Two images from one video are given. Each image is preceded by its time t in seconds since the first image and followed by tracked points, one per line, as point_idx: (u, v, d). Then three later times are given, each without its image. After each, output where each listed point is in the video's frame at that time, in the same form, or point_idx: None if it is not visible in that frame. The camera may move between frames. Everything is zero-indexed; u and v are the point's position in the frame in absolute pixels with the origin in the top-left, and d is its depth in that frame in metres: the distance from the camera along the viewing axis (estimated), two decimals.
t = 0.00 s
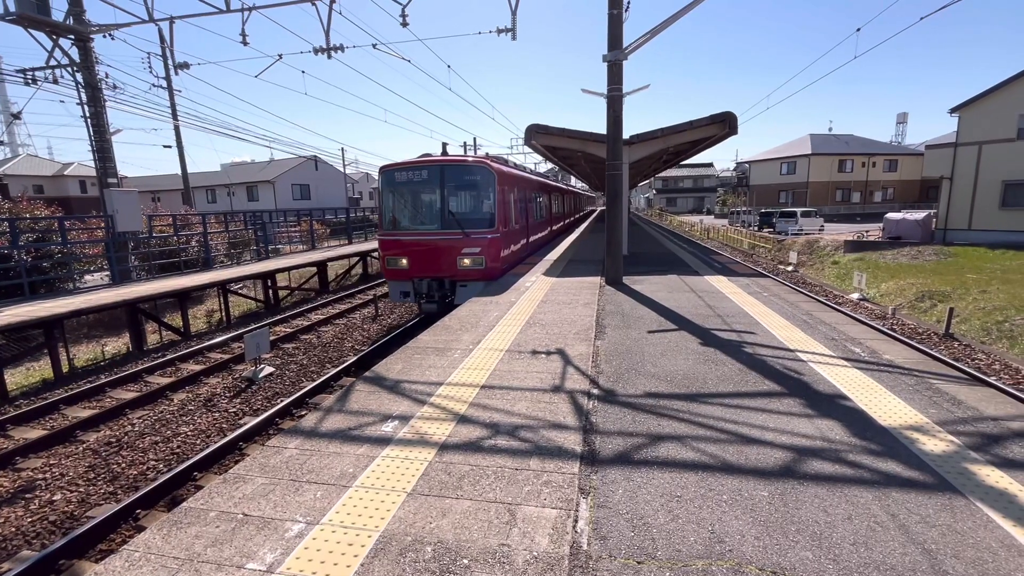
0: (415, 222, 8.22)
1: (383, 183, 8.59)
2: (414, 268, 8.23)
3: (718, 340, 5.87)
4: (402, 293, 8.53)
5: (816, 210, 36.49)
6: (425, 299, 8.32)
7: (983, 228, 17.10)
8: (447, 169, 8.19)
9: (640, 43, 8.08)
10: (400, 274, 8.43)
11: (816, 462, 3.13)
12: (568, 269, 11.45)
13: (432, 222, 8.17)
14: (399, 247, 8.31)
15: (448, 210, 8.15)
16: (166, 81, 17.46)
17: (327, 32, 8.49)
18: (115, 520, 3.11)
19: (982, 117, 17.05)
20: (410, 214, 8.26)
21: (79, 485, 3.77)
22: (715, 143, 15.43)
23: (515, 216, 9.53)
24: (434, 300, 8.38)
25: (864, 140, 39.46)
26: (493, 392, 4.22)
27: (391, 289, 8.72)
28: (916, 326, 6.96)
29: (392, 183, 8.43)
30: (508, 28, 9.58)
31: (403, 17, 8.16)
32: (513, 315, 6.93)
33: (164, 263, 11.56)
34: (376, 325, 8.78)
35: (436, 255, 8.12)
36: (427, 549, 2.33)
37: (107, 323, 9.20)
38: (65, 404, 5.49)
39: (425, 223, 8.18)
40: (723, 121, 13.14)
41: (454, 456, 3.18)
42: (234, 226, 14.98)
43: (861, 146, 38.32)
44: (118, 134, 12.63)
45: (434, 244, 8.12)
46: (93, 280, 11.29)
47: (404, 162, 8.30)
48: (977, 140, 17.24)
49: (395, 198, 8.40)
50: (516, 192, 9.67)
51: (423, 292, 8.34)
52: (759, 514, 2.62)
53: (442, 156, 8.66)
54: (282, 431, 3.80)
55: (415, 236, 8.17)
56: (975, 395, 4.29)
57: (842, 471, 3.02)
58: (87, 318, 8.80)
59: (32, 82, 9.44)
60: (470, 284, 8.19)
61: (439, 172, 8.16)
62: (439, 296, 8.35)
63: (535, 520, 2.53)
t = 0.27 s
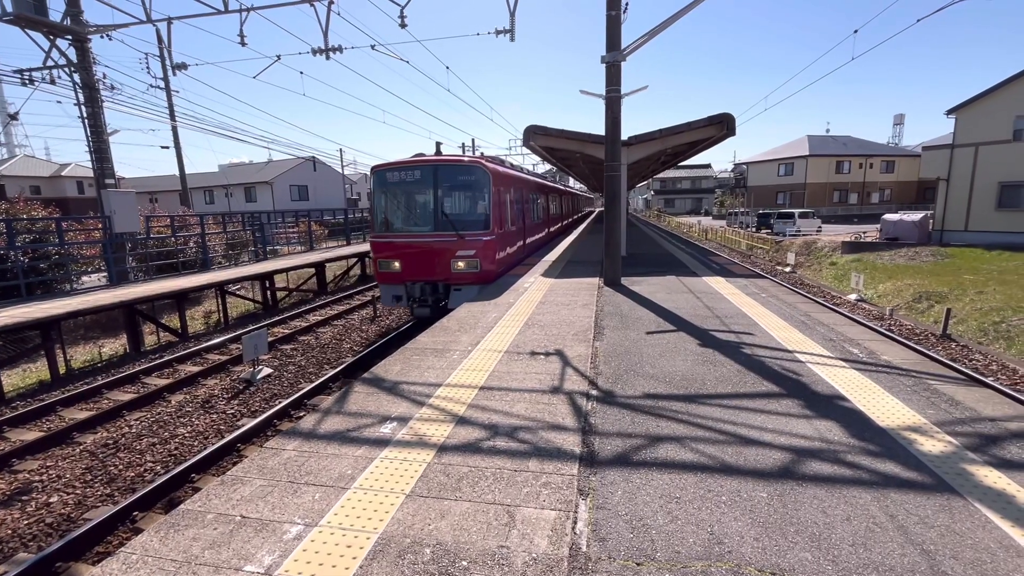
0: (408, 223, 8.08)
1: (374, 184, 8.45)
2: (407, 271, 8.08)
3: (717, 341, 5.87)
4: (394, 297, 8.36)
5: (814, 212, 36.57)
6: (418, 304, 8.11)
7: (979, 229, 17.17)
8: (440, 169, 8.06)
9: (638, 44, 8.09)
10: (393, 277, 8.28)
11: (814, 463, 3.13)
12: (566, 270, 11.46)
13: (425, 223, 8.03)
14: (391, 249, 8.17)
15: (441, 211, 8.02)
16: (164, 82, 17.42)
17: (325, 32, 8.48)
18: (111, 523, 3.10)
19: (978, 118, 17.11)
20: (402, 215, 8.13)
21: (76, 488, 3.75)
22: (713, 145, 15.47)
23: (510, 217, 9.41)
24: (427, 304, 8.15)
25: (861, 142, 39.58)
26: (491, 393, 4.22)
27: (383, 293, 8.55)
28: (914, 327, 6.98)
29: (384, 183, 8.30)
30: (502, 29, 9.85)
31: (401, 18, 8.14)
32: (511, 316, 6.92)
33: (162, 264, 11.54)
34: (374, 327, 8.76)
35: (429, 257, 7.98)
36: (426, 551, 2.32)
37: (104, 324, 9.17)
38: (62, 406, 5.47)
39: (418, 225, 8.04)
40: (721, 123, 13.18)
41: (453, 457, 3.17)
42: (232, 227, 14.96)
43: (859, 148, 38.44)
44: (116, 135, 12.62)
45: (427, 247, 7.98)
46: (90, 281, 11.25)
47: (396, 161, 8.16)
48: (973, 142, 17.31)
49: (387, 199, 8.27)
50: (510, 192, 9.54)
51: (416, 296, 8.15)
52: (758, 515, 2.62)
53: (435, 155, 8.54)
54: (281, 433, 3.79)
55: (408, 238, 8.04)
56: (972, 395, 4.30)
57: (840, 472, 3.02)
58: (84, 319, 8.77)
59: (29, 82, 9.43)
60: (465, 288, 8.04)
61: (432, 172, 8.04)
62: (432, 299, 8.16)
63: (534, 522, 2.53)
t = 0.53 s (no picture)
0: (399, 225, 7.84)
1: (365, 184, 8.18)
2: (398, 274, 7.87)
3: (715, 342, 5.88)
4: (384, 301, 8.18)
5: (812, 212, 36.66)
6: (409, 308, 7.91)
7: (976, 231, 17.24)
8: (432, 169, 7.77)
9: (636, 45, 8.10)
10: (383, 281, 8.06)
11: (813, 463, 3.13)
12: (565, 271, 11.47)
13: (416, 225, 7.79)
14: (381, 252, 7.93)
15: (434, 212, 7.76)
16: (162, 83, 17.40)
17: (324, 33, 8.45)
18: (109, 524, 3.09)
19: (975, 120, 17.16)
20: (393, 217, 7.88)
21: (73, 489, 3.74)
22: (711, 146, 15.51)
23: (504, 217, 9.16)
24: (417, 309, 7.96)
25: (859, 143, 39.70)
26: (490, 394, 4.21)
27: (372, 297, 8.37)
28: (911, 327, 7.00)
29: (374, 183, 8.03)
30: (501, 31, 9.03)
31: (399, 18, 8.09)
32: (510, 317, 6.92)
33: (159, 265, 11.51)
34: (372, 328, 8.74)
35: (421, 260, 7.74)
36: (424, 553, 2.32)
37: (102, 325, 9.15)
38: (59, 407, 5.45)
39: (409, 227, 7.80)
40: (719, 124, 13.21)
41: (451, 458, 3.17)
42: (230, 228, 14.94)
43: (856, 149, 38.54)
44: (114, 136, 12.59)
45: (418, 250, 7.75)
46: (88, 282, 11.23)
47: (386, 160, 7.86)
48: (970, 143, 17.36)
49: (378, 200, 8.01)
50: (505, 191, 9.28)
51: (407, 300, 7.97)
52: (757, 516, 2.61)
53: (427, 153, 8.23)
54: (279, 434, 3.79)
55: (399, 240, 7.80)
56: (970, 396, 4.30)
57: (839, 473, 3.02)
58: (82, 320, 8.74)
59: (26, 83, 9.40)
60: (457, 292, 7.84)
61: (424, 171, 7.75)
62: (424, 304, 7.97)
63: (533, 523, 2.52)
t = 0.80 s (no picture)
0: (389, 227, 7.68)
1: (353, 184, 8.02)
2: (388, 278, 7.69)
3: (714, 343, 5.88)
4: (373, 306, 7.99)
5: (810, 213, 36.73)
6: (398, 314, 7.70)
7: (973, 231, 17.28)
8: (422, 169, 7.62)
9: (634, 46, 8.12)
10: (373, 285, 7.88)
11: (811, 464, 3.13)
12: (563, 272, 11.47)
13: (407, 227, 7.62)
14: (371, 254, 7.75)
15: (424, 213, 7.59)
16: (160, 84, 17.37)
17: (322, 33, 8.43)
18: (106, 526, 3.08)
19: (972, 121, 17.22)
20: (383, 218, 7.73)
21: (69, 491, 3.73)
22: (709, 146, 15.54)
23: (498, 219, 8.96)
24: (407, 314, 7.76)
25: (857, 143, 39.82)
26: (489, 395, 4.21)
27: (361, 303, 8.12)
28: (909, 327, 7.02)
29: (362, 183, 7.87)
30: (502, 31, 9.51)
31: (397, 19, 8.08)
32: (508, 318, 6.92)
33: (157, 266, 11.49)
34: (370, 329, 8.73)
35: (411, 263, 7.56)
36: (422, 554, 2.31)
37: (99, 326, 9.12)
38: (56, 409, 5.43)
39: (399, 229, 7.63)
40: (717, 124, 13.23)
41: (449, 459, 3.16)
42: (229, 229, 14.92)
43: (854, 149, 38.64)
44: (112, 137, 12.56)
45: (409, 252, 7.56)
46: (85, 283, 11.20)
47: (376, 160, 7.70)
48: (967, 144, 17.42)
49: (367, 200, 7.85)
50: (499, 192, 9.08)
51: (396, 305, 7.75)
52: (756, 517, 2.61)
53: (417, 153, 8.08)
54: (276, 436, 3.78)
55: (389, 243, 7.63)
56: (968, 396, 4.31)
57: (838, 473, 3.02)
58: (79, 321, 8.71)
59: (23, 83, 9.37)
60: (449, 296, 7.64)
61: (414, 172, 7.60)
62: (414, 309, 7.77)
63: (532, 524, 2.52)
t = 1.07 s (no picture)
0: (376, 229, 7.26)
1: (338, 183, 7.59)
2: (375, 283, 7.27)
3: (713, 343, 5.88)
4: (360, 312, 7.53)
5: (808, 213, 36.79)
6: (385, 320, 7.22)
7: (970, 231, 17.34)
8: (410, 167, 7.20)
9: (633, 47, 8.12)
10: (359, 290, 7.46)
11: (810, 464, 3.13)
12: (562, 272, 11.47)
13: (395, 229, 7.20)
14: (357, 258, 7.33)
15: (414, 214, 7.18)
16: (158, 84, 17.35)
17: (320, 33, 8.42)
18: (103, 528, 3.08)
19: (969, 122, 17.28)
20: (370, 220, 7.31)
21: (67, 493, 3.71)
22: (708, 147, 15.54)
23: (491, 221, 8.58)
24: (396, 319, 7.25)
25: (854, 144, 39.92)
26: (487, 396, 4.21)
27: (348, 309, 7.70)
28: (907, 327, 7.04)
29: (348, 182, 7.45)
30: (502, 31, 9.49)
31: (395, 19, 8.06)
32: (507, 318, 6.91)
33: (155, 266, 11.47)
34: (368, 329, 8.72)
35: (400, 267, 7.15)
36: (421, 555, 2.31)
37: (97, 327, 9.10)
38: (53, 410, 5.41)
39: (387, 232, 7.22)
40: (715, 125, 13.24)
41: (448, 460, 3.16)
42: (227, 229, 14.90)
43: (851, 150, 38.73)
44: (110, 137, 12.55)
45: (397, 256, 7.14)
46: (83, 283, 11.17)
47: (362, 158, 7.27)
48: (964, 145, 17.48)
49: (353, 201, 7.43)
50: (492, 193, 8.71)
51: (383, 312, 7.28)
52: (754, 517, 2.61)
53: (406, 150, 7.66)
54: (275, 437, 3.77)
55: (376, 245, 7.21)
56: (966, 396, 4.32)
57: (837, 474, 3.02)
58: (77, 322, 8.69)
59: (20, 83, 9.34)
60: (440, 302, 7.21)
61: (402, 170, 7.16)
62: (403, 314, 7.29)
63: (530, 525, 2.52)
